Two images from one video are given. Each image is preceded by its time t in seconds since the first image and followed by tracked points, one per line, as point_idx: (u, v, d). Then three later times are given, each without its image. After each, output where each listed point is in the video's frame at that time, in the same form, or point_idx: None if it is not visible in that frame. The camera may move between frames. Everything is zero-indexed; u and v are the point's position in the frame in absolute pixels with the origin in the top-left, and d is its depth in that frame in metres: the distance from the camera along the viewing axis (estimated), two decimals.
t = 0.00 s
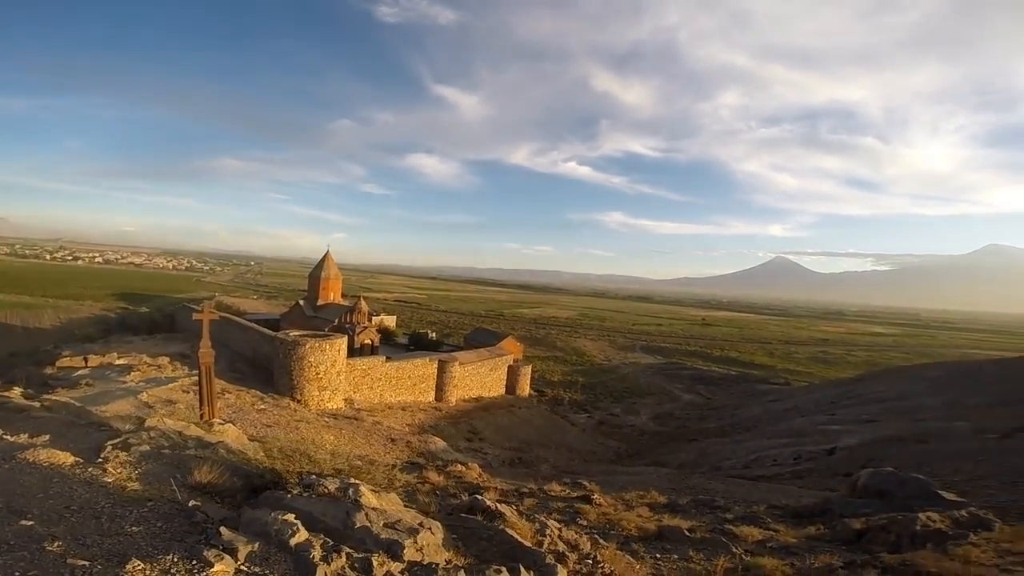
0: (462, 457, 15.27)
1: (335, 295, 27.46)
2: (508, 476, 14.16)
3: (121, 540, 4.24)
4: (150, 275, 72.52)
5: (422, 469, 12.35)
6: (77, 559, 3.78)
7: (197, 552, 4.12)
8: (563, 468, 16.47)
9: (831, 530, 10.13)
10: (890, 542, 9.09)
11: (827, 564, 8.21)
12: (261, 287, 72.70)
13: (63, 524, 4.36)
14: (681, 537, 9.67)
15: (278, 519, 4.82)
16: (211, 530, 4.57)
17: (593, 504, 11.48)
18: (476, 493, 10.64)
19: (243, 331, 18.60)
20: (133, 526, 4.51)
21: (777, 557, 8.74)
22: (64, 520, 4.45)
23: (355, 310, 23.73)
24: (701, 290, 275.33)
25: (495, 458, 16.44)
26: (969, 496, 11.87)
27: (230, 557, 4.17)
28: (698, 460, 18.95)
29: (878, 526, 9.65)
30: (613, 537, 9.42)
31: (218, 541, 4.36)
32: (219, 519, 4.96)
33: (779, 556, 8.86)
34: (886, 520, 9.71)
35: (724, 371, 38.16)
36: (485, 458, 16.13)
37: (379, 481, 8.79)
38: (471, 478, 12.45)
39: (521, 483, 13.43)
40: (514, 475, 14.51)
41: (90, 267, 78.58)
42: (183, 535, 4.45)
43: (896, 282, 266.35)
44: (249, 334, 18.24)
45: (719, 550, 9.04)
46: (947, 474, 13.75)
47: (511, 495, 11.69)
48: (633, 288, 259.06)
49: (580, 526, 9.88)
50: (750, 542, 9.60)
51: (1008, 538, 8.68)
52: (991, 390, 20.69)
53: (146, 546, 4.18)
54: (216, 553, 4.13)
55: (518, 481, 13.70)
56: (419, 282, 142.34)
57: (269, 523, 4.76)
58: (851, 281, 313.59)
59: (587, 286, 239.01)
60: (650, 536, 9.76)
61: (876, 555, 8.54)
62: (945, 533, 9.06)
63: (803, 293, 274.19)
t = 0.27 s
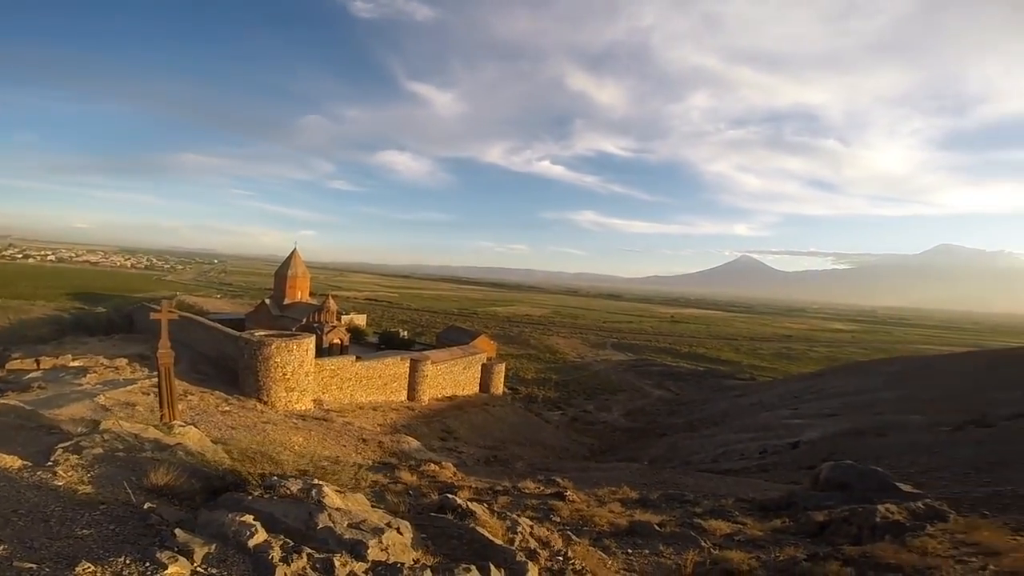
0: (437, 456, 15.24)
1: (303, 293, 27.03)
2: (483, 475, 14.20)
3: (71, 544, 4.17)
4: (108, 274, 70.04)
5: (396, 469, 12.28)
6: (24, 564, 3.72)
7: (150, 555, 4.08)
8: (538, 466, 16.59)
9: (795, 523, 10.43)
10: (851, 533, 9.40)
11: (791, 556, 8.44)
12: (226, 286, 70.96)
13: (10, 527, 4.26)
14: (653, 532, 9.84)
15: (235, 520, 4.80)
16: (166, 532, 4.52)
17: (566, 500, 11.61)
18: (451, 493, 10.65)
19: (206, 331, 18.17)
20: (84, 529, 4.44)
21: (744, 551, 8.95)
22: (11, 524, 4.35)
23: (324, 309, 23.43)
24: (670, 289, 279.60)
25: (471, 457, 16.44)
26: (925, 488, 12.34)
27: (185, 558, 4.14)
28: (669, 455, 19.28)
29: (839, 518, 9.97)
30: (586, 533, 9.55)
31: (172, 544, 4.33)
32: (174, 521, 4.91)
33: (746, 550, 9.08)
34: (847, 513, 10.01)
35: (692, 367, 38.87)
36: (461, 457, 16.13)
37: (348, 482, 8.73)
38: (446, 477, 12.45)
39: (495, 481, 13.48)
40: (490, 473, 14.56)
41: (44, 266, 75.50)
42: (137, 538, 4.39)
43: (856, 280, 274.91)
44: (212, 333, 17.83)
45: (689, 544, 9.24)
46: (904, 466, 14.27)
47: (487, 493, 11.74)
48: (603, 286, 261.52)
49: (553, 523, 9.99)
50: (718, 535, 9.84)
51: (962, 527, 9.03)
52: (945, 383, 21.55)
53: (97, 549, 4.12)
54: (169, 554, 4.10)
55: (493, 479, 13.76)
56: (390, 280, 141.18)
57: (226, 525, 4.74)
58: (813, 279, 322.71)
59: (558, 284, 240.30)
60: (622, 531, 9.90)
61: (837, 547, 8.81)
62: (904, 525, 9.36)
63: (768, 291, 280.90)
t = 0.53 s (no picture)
0: (408, 453, 15.20)
1: (268, 288, 26.53)
2: (456, 471, 14.22)
3: (13, 544, 4.10)
4: (63, 268, 67.33)
5: (366, 466, 12.22)
6: None
7: (97, 552, 4.07)
8: (511, 461, 16.68)
9: (757, 515, 10.74)
10: (810, 526, 9.73)
11: (753, 549, 8.68)
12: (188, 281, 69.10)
13: None
14: (621, 525, 10.02)
15: (186, 518, 4.78)
16: (114, 530, 4.48)
17: (538, 495, 11.73)
18: (422, 490, 10.65)
19: (165, 327, 17.69)
20: (28, 528, 4.36)
21: (708, 544, 9.18)
22: None
23: (290, 304, 23.06)
24: (639, 285, 283.25)
25: (443, 454, 16.44)
26: (879, 480, 12.84)
27: (133, 556, 4.13)
28: (637, 450, 19.60)
29: (799, 510, 10.30)
30: (556, 528, 9.68)
31: (121, 542, 4.30)
32: (122, 519, 4.85)
33: (710, 543, 9.31)
34: (806, 505, 10.35)
35: (661, 363, 39.50)
36: (432, 453, 16.11)
37: (312, 480, 8.66)
38: (417, 474, 12.44)
39: (467, 477, 13.53)
40: (462, 469, 14.59)
41: None
42: (83, 536, 4.35)
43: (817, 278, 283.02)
44: (172, 330, 17.37)
45: (655, 537, 9.45)
46: (860, 459, 14.83)
47: (458, 489, 11.78)
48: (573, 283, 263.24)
49: (525, 518, 10.11)
50: (684, 529, 10.07)
51: (913, 519, 9.43)
52: (900, 378, 22.42)
53: (40, 549, 4.07)
54: (117, 552, 4.08)
55: (465, 475, 13.80)
56: (359, 276, 139.39)
57: (178, 522, 4.72)
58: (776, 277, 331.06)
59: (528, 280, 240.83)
60: (591, 525, 10.06)
61: (797, 539, 9.11)
62: (859, 517, 9.73)
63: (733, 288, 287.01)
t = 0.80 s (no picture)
0: (381, 454, 15.07)
1: (234, 287, 25.98)
2: (430, 471, 14.15)
3: None
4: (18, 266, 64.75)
5: (338, 467, 12.08)
6: None
7: (46, 555, 3.99)
8: (486, 461, 16.67)
9: (726, 511, 10.95)
10: (777, 521, 9.95)
11: (721, 545, 8.85)
12: (151, 279, 67.09)
13: None
14: (593, 523, 10.11)
15: (141, 520, 4.72)
16: (65, 532, 4.40)
17: (513, 494, 11.75)
18: (395, 490, 10.58)
19: (125, 328, 17.17)
20: None
21: (679, 540, 9.33)
22: None
23: (259, 304, 22.64)
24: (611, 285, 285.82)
25: (417, 454, 16.33)
26: (843, 476, 13.22)
27: (87, 558, 4.08)
28: (611, 447, 19.79)
29: (766, 505, 10.53)
30: (531, 526, 9.72)
31: (73, 544, 4.24)
32: (75, 522, 4.76)
33: (680, 539, 9.45)
34: (772, 501, 10.58)
35: (633, 361, 39.92)
36: (406, 454, 15.99)
37: (279, 483, 8.52)
38: (390, 475, 12.34)
39: (442, 477, 13.48)
40: (436, 469, 14.52)
41: None
42: (33, 539, 4.25)
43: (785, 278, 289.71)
44: (133, 330, 16.88)
45: (627, 534, 9.56)
46: (823, 455, 15.24)
47: (432, 489, 11.73)
48: (547, 282, 264.32)
49: (500, 517, 10.12)
50: (656, 525, 10.21)
51: (875, 514, 9.72)
52: (862, 375, 23.11)
53: None
54: (68, 554, 4.03)
55: (439, 474, 13.75)
56: (330, 275, 137.50)
57: (133, 524, 4.67)
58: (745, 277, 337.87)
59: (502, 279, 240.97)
60: (564, 523, 10.12)
61: (763, 535, 9.32)
62: (823, 512, 10.00)
63: (703, 288, 291.94)
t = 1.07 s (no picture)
0: (352, 455, 14.85)
1: (199, 285, 25.32)
2: (402, 472, 14.01)
3: None
4: None
5: (307, 469, 11.87)
6: None
7: None
8: (461, 461, 16.58)
9: (694, 510, 11.10)
10: (743, 520, 10.12)
11: (688, 544, 8.96)
12: (113, 277, 64.97)
13: None
14: (565, 523, 10.14)
15: (92, 522, 4.79)
16: (13, 534, 4.43)
17: (486, 495, 11.72)
18: (366, 492, 10.46)
19: (83, 326, 16.60)
20: None
21: (648, 540, 9.41)
22: None
23: (224, 302, 22.13)
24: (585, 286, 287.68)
25: (390, 455, 16.15)
26: (806, 474, 13.54)
27: (36, 561, 4.14)
28: (584, 447, 19.89)
29: (733, 504, 10.70)
30: (503, 527, 9.71)
31: (21, 546, 4.29)
32: (23, 523, 4.80)
33: (650, 538, 9.55)
34: (738, 499, 10.76)
35: (607, 362, 40.21)
36: (378, 455, 15.80)
37: (242, 486, 8.35)
38: (361, 477, 12.18)
39: (414, 478, 13.36)
40: (409, 470, 14.38)
41: None
42: None
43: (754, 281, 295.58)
44: (90, 328, 16.32)
45: (598, 534, 9.62)
46: (787, 454, 15.58)
47: (404, 491, 11.62)
48: (521, 283, 264.67)
49: (473, 518, 10.10)
50: (626, 525, 10.29)
51: (836, 513, 9.98)
52: (827, 375, 23.72)
53: None
54: (18, 556, 4.09)
55: (412, 476, 13.62)
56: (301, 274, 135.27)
57: (83, 526, 4.73)
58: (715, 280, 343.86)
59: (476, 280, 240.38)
60: (537, 524, 10.13)
61: (729, 534, 9.46)
62: (787, 511, 10.22)
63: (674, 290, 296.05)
